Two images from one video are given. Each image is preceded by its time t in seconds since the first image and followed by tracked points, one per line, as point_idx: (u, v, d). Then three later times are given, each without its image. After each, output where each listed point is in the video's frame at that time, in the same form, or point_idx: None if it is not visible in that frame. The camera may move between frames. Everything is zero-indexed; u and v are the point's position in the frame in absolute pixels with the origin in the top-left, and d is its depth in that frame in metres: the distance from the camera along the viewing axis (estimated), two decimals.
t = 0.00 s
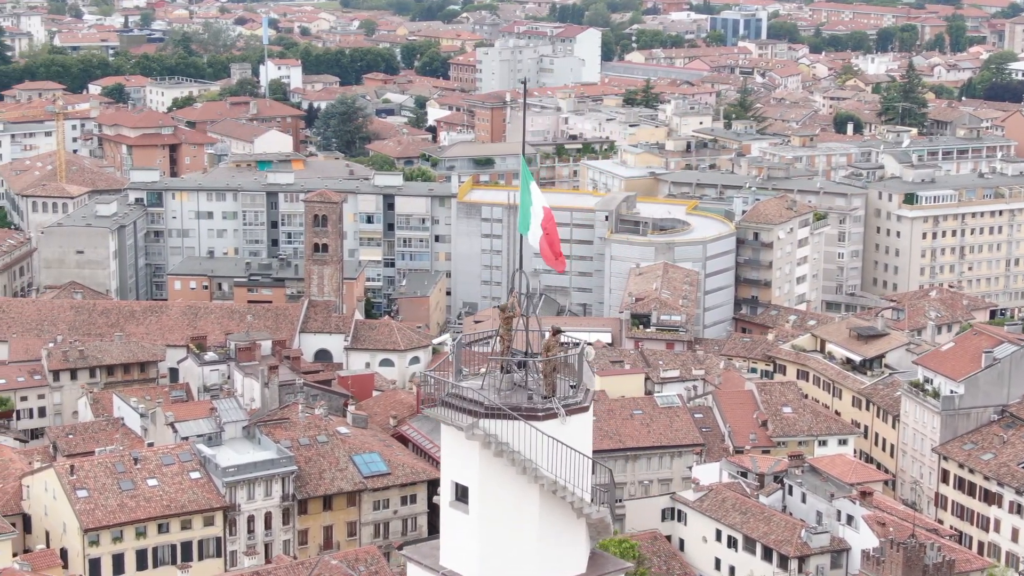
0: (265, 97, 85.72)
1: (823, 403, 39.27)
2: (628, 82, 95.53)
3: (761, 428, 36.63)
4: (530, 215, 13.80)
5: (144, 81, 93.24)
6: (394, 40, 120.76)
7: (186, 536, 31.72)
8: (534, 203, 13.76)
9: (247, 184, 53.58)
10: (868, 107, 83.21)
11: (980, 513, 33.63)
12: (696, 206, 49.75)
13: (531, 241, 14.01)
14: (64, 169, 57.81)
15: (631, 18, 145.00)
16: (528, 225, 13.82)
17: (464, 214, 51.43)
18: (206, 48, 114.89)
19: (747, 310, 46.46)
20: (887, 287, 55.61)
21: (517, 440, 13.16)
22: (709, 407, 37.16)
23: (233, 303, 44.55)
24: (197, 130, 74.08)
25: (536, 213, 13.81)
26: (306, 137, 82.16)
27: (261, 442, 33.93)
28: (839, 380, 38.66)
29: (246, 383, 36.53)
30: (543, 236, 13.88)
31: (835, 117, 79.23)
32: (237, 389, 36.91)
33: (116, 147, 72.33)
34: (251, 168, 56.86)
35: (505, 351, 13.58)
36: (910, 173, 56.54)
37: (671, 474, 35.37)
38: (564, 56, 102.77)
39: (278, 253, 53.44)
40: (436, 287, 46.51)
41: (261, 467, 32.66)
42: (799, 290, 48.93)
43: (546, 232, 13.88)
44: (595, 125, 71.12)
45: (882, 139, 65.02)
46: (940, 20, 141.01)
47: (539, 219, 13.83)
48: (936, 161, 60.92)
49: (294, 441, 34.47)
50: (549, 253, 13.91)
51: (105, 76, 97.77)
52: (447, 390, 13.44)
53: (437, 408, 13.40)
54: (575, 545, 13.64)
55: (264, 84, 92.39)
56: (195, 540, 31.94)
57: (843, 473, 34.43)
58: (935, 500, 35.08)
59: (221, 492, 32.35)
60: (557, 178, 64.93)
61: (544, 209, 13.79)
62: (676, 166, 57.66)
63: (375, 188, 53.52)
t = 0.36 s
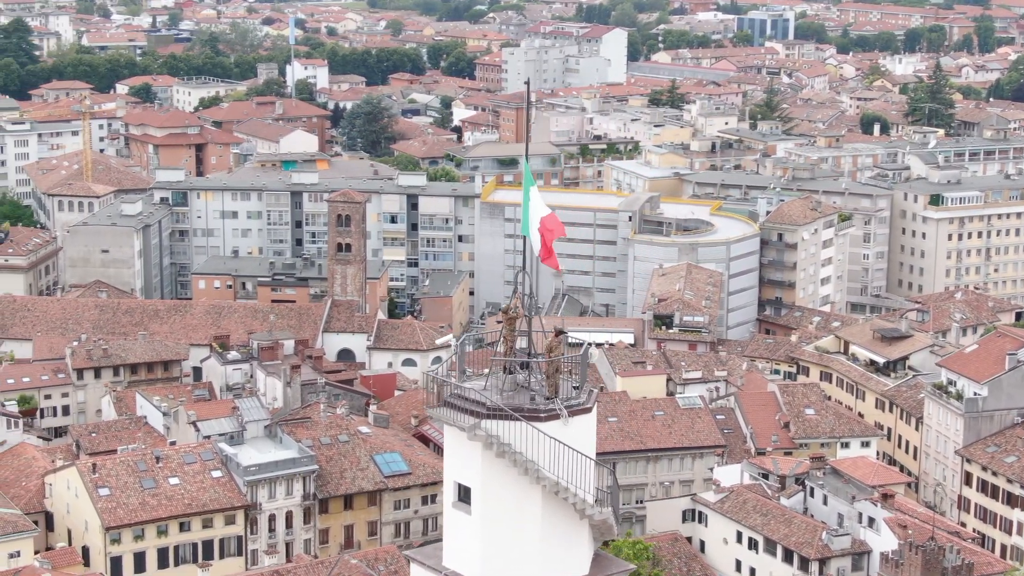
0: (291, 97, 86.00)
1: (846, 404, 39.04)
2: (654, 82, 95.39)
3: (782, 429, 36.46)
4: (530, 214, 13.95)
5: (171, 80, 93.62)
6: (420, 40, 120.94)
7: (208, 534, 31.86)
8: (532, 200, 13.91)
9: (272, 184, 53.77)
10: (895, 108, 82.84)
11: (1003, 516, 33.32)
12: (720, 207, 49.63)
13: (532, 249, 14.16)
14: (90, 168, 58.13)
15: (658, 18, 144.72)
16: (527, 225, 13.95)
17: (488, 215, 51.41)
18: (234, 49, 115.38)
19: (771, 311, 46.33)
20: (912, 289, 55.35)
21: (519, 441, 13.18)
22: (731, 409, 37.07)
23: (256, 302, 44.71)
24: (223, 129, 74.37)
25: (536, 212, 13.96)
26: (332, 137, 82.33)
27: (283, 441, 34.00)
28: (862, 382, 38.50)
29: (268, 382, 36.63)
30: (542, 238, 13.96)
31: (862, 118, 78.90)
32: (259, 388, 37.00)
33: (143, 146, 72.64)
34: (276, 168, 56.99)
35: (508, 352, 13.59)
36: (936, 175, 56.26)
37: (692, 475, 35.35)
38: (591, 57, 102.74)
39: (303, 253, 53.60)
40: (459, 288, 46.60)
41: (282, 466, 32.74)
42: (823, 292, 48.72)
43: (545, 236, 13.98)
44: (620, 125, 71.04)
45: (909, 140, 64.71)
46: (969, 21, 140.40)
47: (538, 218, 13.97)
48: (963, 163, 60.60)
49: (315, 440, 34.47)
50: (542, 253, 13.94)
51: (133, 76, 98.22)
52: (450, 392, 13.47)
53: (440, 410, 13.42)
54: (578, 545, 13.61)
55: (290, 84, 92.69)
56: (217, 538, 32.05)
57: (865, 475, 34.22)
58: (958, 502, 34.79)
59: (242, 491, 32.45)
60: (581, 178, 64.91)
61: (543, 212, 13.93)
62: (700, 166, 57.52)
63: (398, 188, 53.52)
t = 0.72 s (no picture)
0: (317, 97, 86.25)
1: (868, 407, 38.86)
2: (679, 83, 95.26)
3: (805, 431, 36.27)
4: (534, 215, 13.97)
5: (197, 80, 93.97)
6: (446, 41, 121.10)
7: (228, 533, 31.96)
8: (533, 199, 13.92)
9: (295, 184, 53.92)
10: (922, 108, 82.47)
11: None
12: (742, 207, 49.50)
13: (531, 245, 14.40)
14: (116, 168, 58.42)
15: (685, 18, 144.47)
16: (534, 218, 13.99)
17: (511, 215, 51.34)
18: (260, 49, 115.82)
19: (794, 312, 46.20)
20: (937, 290, 55.09)
21: (522, 441, 13.17)
22: (753, 410, 36.95)
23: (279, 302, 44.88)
24: (248, 129, 74.62)
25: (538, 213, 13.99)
26: (357, 138, 82.50)
27: (303, 440, 34.05)
28: (885, 384, 38.29)
29: (289, 382, 36.70)
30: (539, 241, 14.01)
31: (888, 118, 78.56)
32: (280, 387, 37.07)
33: (169, 146, 72.98)
34: (300, 168, 57.13)
35: (512, 352, 13.58)
36: (962, 176, 55.95)
37: (714, 477, 35.20)
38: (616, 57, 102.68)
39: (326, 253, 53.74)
40: (481, 288, 46.67)
41: (303, 465, 32.80)
42: (847, 293, 48.50)
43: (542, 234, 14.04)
44: (644, 126, 70.94)
45: (935, 141, 64.39)
46: (998, 21, 139.73)
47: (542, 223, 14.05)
48: (989, 163, 60.26)
49: (336, 440, 34.50)
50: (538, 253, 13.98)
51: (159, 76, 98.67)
52: (453, 392, 13.47)
53: (443, 410, 13.42)
54: (581, 546, 13.60)
55: (316, 84, 92.95)
56: (237, 537, 32.16)
57: (886, 477, 33.99)
58: (981, 505, 34.56)
59: (263, 490, 32.52)
60: (606, 179, 64.88)
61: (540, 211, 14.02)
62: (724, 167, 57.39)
63: (422, 188, 53.64)
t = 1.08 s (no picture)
0: (343, 98, 86.48)
1: (892, 409, 38.70)
2: (706, 83, 95.04)
3: (827, 433, 36.15)
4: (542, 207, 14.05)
5: (225, 80, 94.32)
6: (472, 40, 121.20)
7: (249, 532, 32.03)
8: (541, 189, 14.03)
9: (320, 184, 54.06)
10: (950, 109, 82.02)
11: None
12: (768, 207, 49.88)
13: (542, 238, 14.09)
14: (142, 167, 58.74)
15: (712, 18, 144.17)
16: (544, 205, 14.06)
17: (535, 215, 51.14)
18: (287, 49, 116.26)
19: (818, 313, 46.02)
20: (962, 292, 54.78)
21: (523, 443, 13.16)
22: (775, 411, 36.78)
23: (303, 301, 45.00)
24: (274, 129, 74.87)
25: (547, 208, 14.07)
26: (382, 138, 82.64)
27: (325, 439, 34.08)
28: (908, 386, 38.07)
29: (312, 381, 36.76)
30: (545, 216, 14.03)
31: (915, 119, 78.17)
32: (303, 386, 37.13)
33: (195, 145, 73.27)
34: (325, 168, 57.26)
35: (515, 352, 13.56)
36: (989, 177, 55.62)
37: (735, 478, 35.05)
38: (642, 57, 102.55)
39: (351, 252, 53.89)
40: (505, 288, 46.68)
41: (324, 464, 32.85)
42: (872, 294, 48.28)
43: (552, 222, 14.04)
44: (670, 126, 70.80)
45: (962, 142, 64.03)
46: None
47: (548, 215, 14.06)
48: (1016, 164, 59.87)
49: (357, 439, 34.54)
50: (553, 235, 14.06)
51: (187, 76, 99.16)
52: (456, 393, 13.48)
53: (446, 410, 13.43)
54: (583, 547, 13.59)
55: (342, 85, 93.20)
56: (259, 536, 32.23)
57: (908, 479, 33.75)
58: (1005, 508, 34.23)
59: (284, 489, 32.59)
60: (630, 179, 64.82)
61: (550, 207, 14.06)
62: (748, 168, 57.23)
63: (445, 188, 53.68)
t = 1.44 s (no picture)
0: (367, 98, 86.68)
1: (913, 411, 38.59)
2: (729, 83, 94.87)
3: (848, 435, 35.93)
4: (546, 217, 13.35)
5: (249, 80, 94.65)
6: (496, 40, 121.31)
7: (268, 531, 32.09)
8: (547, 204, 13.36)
9: (342, 184, 54.17)
10: (975, 110, 81.68)
11: None
12: (790, 208, 49.92)
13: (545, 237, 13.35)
14: (166, 167, 58.98)
15: (737, 18, 143.87)
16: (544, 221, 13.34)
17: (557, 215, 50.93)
18: (312, 48, 116.67)
19: (840, 315, 45.85)
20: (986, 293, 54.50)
21: (524, 444, 13.15)
22: (795, 413, 36.62)
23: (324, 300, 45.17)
24: (298, 129, 75.09)
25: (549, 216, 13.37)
26: (405, 138, 82.81)
27: (344, 439, 34.11)
28: (929, 388, 37.88)
29: (332, 380, 36.84)
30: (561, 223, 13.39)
31: (940, 120, 77.87)
32: (323, 386, 37.19)
33: (219, 145, 73.51)
34: (347, 168, 57.37)
35: (517, 354, 13.55)
36: (1014, 178, 55.32)
37: (754, 480, 34.95)
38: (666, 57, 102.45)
39: (373, 252, 54.01)
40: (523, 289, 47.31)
41: (343, 464, 32.92)
42: (894, 296, 48.09)
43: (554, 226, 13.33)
44: (693, 126, 70.71)
45: (987, 143, 63.73)
46: None
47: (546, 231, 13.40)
48: None
49: (376, 439, 34.55)
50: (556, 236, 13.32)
51: (211, 76, 99.57)
52: (458, 394, 13.47)
53: (447, 411, 13.43)
54: (584, 549, 13.57)
55: (366, 85, 93.40)
56: (277, 534, 32.29)
57: (927, 482, 33.50)
58: None
59: (303, 488, 32.68)
60: (653, 180, 64.73)
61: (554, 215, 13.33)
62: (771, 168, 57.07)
63: (467, 188, 53.72)
